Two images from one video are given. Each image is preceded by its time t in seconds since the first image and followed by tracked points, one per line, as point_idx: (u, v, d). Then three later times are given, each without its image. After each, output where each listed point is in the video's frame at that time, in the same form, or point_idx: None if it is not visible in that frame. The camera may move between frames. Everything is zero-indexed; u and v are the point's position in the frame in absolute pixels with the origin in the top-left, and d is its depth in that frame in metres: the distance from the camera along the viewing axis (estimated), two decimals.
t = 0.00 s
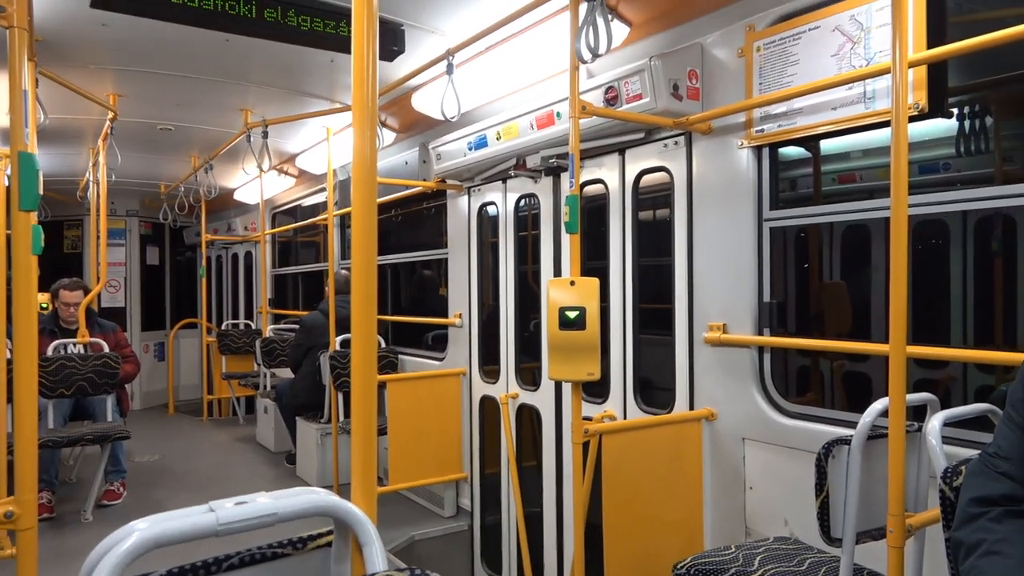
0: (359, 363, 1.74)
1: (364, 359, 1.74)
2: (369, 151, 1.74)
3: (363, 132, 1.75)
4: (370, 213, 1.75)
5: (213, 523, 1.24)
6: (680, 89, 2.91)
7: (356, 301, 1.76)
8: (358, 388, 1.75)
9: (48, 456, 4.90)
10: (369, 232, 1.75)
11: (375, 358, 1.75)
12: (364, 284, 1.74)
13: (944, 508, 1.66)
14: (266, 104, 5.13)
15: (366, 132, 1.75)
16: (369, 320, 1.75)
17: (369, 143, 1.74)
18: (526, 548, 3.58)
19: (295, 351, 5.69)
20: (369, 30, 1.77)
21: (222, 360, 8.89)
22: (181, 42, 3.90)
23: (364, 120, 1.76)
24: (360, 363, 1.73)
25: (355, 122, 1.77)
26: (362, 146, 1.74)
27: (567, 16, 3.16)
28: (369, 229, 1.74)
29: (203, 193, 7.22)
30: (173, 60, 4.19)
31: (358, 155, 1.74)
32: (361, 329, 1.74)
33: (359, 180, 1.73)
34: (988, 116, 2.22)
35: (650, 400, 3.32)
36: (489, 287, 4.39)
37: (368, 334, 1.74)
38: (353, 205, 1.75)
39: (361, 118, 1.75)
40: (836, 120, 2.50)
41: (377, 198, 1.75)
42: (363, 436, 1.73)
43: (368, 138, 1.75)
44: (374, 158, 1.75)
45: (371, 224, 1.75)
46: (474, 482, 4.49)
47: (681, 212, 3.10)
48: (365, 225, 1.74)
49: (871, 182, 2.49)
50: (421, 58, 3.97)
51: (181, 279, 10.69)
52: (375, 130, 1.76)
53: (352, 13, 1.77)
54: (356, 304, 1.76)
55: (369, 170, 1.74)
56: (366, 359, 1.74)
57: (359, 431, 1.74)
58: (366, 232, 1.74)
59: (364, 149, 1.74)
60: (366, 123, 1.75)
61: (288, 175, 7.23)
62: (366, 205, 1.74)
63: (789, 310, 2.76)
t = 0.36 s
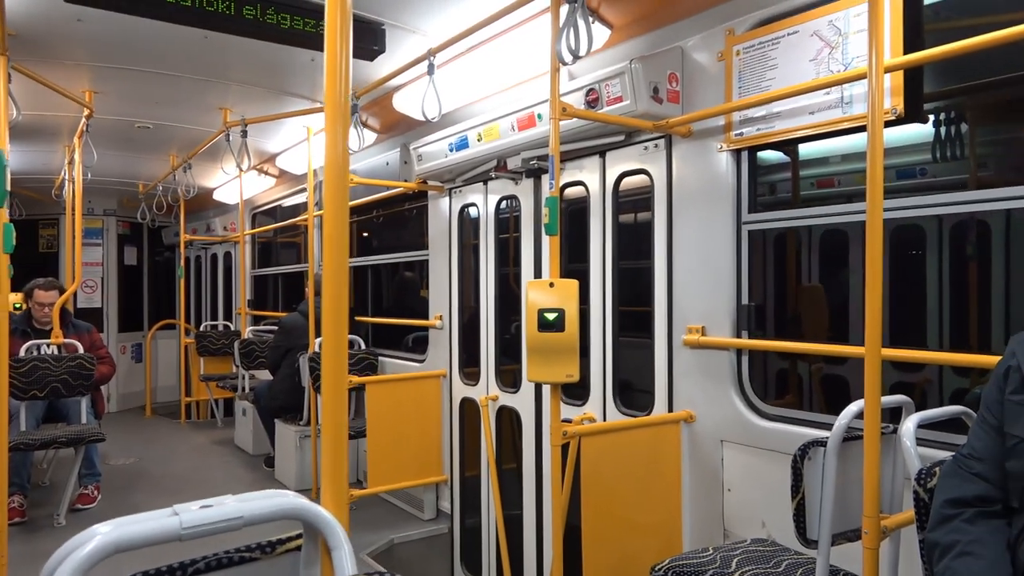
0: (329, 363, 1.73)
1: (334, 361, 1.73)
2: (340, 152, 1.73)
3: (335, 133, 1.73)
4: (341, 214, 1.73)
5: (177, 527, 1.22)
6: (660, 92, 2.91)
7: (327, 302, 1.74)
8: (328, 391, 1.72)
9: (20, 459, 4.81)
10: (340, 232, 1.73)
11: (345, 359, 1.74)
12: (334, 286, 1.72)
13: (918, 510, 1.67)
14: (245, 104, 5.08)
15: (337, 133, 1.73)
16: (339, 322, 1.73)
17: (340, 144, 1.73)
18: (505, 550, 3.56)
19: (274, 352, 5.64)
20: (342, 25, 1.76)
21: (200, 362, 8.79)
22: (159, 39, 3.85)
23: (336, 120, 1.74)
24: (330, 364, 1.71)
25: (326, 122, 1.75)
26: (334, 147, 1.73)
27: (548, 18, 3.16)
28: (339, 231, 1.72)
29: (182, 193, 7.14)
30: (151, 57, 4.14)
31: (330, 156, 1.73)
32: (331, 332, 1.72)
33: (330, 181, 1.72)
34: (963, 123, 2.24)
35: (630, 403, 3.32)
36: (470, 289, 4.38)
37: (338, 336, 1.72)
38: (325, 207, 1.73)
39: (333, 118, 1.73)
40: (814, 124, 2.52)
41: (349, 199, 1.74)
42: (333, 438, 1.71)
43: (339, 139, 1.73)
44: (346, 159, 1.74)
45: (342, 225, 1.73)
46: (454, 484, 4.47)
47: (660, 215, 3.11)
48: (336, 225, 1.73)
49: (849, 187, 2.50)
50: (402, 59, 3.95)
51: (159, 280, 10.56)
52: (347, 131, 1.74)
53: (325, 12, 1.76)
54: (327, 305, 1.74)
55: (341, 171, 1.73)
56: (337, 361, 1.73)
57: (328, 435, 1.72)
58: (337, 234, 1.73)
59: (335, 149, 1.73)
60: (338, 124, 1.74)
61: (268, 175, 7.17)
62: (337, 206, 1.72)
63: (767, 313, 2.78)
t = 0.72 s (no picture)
0: (311, 366, 1.72)
1: (315, 366, 1.72)
2: (321, 157, 1.71)
3: (316, 137, 1.72)
4: (323, 217, 1.72)
5: (156, 533, 1.21)
6: (644, 95, 2.93)
7: (307, 306, 1.73)
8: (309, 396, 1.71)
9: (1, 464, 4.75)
10: (321, 236, 1.72)
11: (327, 362, 1.73)
12: (314, 290, 1.72)
13: (899, 511, 1.68)
14: (230, 105, 5.05)
15: (317, 137, 1.72)
16: (321, 326, 1.72)
17: (321, 148, 1.72)
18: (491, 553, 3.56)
19: (259, 355, 5.60)
20: (322, 23, 1.75)
21: (185, 365, 8.72)
22: (142, 39, 3.82)
23: (316, 124, 1.73)
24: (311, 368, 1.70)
25: (307, 125, 1.74)
26: (315, 152, 1.71)
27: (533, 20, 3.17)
28: (321, 235, 1.71)
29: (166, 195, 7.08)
30: (134, 57, 4.10)
31: (310, 160, 1.71)
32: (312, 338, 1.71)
33: (313, 184, 1.70)
34: (945, 126, 2.26)
35: (616, 405, 3.33)
36: (456, 292, 4.37)
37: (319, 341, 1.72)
38: (305, 210, 1.72)
39: (313, 121, 1.72)
40: (797, 127, 2.53)
41: (330, 203, 1.72)
42: (313, 439, 1.70)
43: (320, 143, 1.72)
44: (327, 164, 1.73)
45: (324, 227, 1.72)
46: (440, 487, 4.46)
47: (645, 217, 3.12)
48: (317, 229, 1.72)
49: (833, 190, 2.52)
50: (388, 60, 3.94)
51: (143, 282, 10.47)
52: (328, 135, 1.73)
53: (305, 15, 1.75)
54: (308, 309, 1.73)
55: (322, 174, 1.71)
56: (318, 365, 1.72)
57: (308, 439, 1.71)
58: (318, 238, 1.72)
59: (315, 154, 1.71)
60: (318, 128, 1.73)
61: (254, 177, 7.13)
62: (318, 210, 1.71)
63: (752, 315, 2.79)
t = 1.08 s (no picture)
0: (310, 366, 1.72)
1: (315, 366, 1.72)
2: (319, 158, 1.72)
3: (314, 139, 1.72)
4: (321, 217, 1.71)
5: (154, 532, 1.21)
6: (645, 95, 2.92)
7: (307, 306, 1.73)
8: (308, 397, 1.71)
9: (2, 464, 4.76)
10: (319, 237, 1.72)
11: (327, 362, 1.73)
12: (314, 291, 1.72)
13: (901, 513, 1.67)
14: (231, 106, 5.06)
15: (316, 139, 1.72)
16: (321, 328, 1.72)
17: (319, 149, 1.72)
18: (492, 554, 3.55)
19: (260, 356, 5.60)
20: (320, 23, 1.75)
21: (187, 366, 8.72)
22: (142, 41, 3.82)
23: (315, 125, 1.73)
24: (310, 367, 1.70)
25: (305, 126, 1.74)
26: (313, 153, 1.72)
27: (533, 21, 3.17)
28: (320, 235, 1.71)
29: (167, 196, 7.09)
30: (135, 59, 4.10)
31: (308, 161, 1.72)
32: (312, 339, 1.71)
33: (310, 184, 1.70)
34: (946, 127, 2.25)
35: (617, 406, 3.33)
36: (457, 293, 4.37)
37: (319, 341, 1.72)
38: (304, 211, 1.70)
39: (311, 122, 1.72)
40: (797, 127, 2.53)
41: (330, 205, 1.73)
42: (313, 439, 1.71)
43: (319, 144, 1.72)
44: (325, 165, 1.73)
45: (322, 228, 1.71)
46: (442, 488, 4.46)
47: (646, 218, 3.11)
48: (316, 229, 1.71)
49: (834, 191, 2.51)
50: (388, 61, 3.94)
51: (144, 283, 10.48)
52: (326, 137, 1.74)
53: (303, 17, 1.76)
54: (307, 309, 1.73)
55: (321, 175, 1.72)
56: (317, 364, 1.72)
57: (308, 441, 1.72)
58: (317, 239, 1.71)
59: (314, 154, 1.72)
60: (317, 129, 1.73)
61: (255, 178, 7.14)
62: (317, 212, 1.71)
63: (753, 316, 2.79)
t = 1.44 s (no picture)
0: (328, 368, 1.72)
1: (332, 366, 1.72)
2: (339, 160, 1.72)
3: (334, 139, 1.72)
4: (342, 218, 1.72)
5: (173, 533, 1.21)
6: (658, 98, 2.91)
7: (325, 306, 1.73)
8: (326, 398, 1.71)
9: (14, 462, 4.79)
10: (339, 236, 1.72)
11: (344, 363, 1.73)
12: (332, 291, 1.71)
13: (918, 520, 1.66)
14: (243, 107, 5.08)
15: (336, 138, 1.72)
16: (338, 327, 1.72)
17: (339, 150, 1.72)
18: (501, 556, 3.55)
19: (270, 356, 5.61)
20: (341, 22, 1.75)
21: (196, 366, 8.76)
22: (157, 41, 3.84)
23: (335, 125, 1.73)
24: (327, 368, 1.70)
25: (326, 127, 1.74)
26: (333, 154, 1.72)
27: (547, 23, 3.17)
28: (339, 236, 1.72)
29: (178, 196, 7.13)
30: (149, 59, 4.13)
31: (329, 162, 1.72)
32: (329, 340, 1.71)
33: (330, 185, 1.71)
34: (960, 131, 2.24)
35: (628, 409, 3.32)
36: (467, 296, 4.37)
37: (336, 342, 1.72)
38: (324, 212, 1.71)
39: (332, 122, 1.72)
40: (812, 131, 2.52)
41: (348, 206, 1.73)
42: (331, 438, 1.71)
43: (339, 144, 1.73)
44: (345, 167, 1.73)
45: (342, 228, 1.72)
46: (450, 490, 4.45)
47: (659, 221, 3.10)
48: (336, 230, 1.72)
49: (846, 195, 2.50)
50: (402, 63, 3.95)
51: (155, 283, 10.53)
52: (346, 137, 1.74)
53: (325, 16, 1.75)
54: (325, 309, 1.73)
55: (341, 177, 1.72)
56: (335, 366, 1.72)
57: (325, 442, 1.72)
58: (336, 240, 1.72)
59: (334, 154, 1.72)
60: (337, 130, 1.73)
61: (265, 179, 7.16)
62: (336, 212, 1.71)
63: (764, 319, 2.78)
